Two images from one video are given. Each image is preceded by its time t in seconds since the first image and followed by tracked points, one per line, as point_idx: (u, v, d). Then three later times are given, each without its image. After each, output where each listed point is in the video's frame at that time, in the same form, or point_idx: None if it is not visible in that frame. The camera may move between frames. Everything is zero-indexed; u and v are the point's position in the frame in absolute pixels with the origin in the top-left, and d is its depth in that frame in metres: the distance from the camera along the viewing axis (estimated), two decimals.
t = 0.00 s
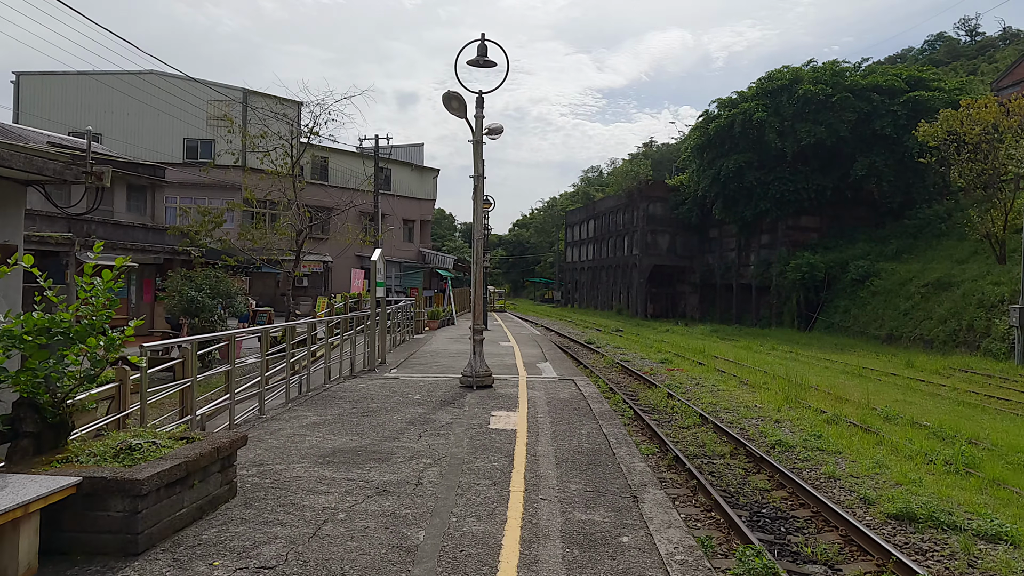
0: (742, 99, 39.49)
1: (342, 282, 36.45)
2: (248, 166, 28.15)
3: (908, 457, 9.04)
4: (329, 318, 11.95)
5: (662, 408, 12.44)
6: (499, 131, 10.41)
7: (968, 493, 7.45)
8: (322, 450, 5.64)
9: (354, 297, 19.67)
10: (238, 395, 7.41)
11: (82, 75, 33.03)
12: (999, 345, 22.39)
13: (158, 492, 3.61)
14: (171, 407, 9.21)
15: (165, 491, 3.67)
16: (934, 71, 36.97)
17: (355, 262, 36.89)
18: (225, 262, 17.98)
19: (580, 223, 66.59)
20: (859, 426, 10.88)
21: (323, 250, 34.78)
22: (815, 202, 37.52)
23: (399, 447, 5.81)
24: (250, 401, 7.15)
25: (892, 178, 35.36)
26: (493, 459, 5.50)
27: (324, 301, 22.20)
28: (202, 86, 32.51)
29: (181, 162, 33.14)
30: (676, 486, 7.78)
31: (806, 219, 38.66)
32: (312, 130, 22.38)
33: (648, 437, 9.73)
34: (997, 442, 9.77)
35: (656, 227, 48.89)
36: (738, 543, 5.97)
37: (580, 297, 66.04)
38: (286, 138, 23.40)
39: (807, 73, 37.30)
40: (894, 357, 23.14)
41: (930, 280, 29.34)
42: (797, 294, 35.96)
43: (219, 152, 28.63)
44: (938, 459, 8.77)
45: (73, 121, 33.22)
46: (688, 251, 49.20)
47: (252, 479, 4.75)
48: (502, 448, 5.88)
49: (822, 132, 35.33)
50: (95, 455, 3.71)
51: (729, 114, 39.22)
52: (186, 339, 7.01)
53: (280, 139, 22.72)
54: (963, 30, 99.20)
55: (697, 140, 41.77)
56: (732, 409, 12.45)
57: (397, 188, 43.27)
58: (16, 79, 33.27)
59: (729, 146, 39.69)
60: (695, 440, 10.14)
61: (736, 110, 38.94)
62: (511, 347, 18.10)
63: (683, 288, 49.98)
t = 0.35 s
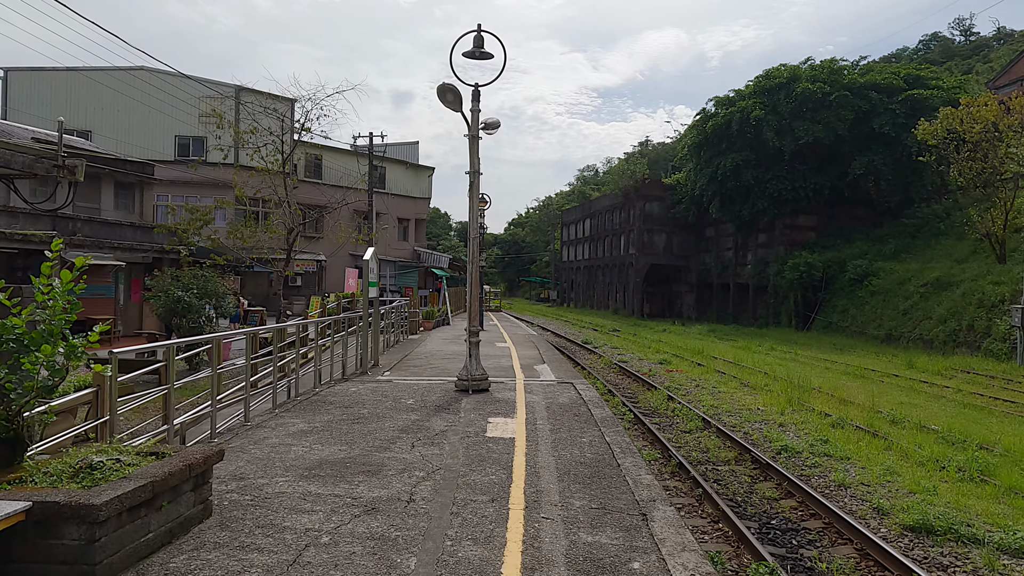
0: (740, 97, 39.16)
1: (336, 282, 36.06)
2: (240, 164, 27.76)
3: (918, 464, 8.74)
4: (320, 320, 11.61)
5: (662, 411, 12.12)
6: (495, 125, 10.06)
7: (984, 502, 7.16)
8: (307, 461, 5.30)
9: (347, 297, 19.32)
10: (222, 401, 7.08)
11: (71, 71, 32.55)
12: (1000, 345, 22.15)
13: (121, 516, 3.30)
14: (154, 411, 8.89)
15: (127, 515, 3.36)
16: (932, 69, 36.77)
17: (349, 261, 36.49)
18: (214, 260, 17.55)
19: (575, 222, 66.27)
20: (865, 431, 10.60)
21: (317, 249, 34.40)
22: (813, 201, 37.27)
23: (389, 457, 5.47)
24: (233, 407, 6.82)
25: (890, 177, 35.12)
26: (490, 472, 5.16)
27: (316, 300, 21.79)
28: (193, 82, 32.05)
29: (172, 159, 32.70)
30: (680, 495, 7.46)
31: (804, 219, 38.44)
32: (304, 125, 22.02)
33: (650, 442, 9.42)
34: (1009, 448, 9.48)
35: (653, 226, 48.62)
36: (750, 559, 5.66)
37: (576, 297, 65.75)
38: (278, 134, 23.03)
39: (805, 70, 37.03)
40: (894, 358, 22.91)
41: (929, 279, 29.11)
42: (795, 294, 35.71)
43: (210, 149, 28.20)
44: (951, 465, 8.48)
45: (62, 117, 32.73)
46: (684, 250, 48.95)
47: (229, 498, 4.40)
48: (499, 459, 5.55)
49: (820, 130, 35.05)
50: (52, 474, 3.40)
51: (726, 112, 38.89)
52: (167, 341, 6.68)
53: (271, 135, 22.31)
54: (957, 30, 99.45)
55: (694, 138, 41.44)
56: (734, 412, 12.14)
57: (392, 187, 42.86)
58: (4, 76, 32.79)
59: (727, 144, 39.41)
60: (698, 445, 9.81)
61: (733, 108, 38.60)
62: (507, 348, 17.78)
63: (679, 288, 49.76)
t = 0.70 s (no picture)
0: (735, 95, 38.88)
1: (327, 281, 35.64)
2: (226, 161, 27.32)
3: (924, 469, 8.44)
4: (308, 320, 11.27)
5: (659, 414, 11.80)
6: (487, 118, 9.70)
7: (997, 510, 6.85)
8: (282, 472, 4.94)
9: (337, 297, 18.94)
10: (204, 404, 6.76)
11: (57, 68, 32.05)
12: (997, 344, 21.93)
13: (59, 544, 2.94)
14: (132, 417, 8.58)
15: (69, 542, 3.00)
16: (927, 68, 36.63)
17: (340, 260, 36.07)
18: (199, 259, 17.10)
19: (569, 221, 65.96)
20: (867, 434, 10.30)
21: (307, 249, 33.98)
22: (808, 200, 37.06)
23: (370, 468, 5.11)
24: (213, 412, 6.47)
25: (885, 176, 34.94)
26: (478, 484, 4.82)
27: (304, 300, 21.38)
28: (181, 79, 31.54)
29: (160, 157, 32.21)
30: (679, 504, 7.13)
31: (798, 218, 38.25)
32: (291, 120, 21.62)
33: (647, 446, 9.09)
34: (1015, 451, 9.20)
35: (647, 225, 48.35)
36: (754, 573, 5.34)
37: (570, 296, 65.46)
38: (264, 129, 22.60)
39: (800, 69, 36.79)
40: (891, 358, 22.67)
41: (925, 279, 28.92)
42: (790, 294, 35.49)
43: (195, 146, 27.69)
44: (959, 471, 8.17)
45: (48, 115, 32.19)
46: (679, 249, 48.71)
47: (195, 516, 4.05)
48: (490, 469, 5.21)
49: (816, 129, 34.82)
50: None
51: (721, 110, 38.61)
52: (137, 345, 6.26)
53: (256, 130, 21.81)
54: (949, 31, 99.78)
55: (688, 137, 41.15)
56: (732, 415, 11.83)
57: (383, 185, 42.46)
58: None
59: (721, 143, 39.14)
60: (696, 449, 9.49)
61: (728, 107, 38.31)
62: (499, 348, 17.44)
63: (673, 287, 49.54)
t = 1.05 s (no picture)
0: (732, 94, 38.55)
1: (320, 281, 35.22)
2: (217, 158, 26.87)
3: (934, 476, 8.12)
4: (295, 320, 10.89)
5: (658, 417, 11.47)
6: (482, 112, 9.34)
7: (1016, 522, 6.52)
8: (258, 487, 4.59)
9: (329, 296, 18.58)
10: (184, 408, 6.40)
11: (47, 64, 31.63)
12: (998, 345, 21.67)
13: None
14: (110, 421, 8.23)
15: None
16: (925, 67, 36.40)
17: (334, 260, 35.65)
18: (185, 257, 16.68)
19: (565, 221, 65.66)
20: (873, 438, 9.99)
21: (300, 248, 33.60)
22: (806, 200, 36.80)
23: (354, 481, 4.76)
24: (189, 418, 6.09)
25: (883, 175, 34.68)
26: (469, 501, 4.49)
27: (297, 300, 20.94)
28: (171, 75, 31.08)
29: (150, 154, 31.78)
30: (681, 514, 6.78)
31: (796, 217, 38.00)
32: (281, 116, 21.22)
33: (646, 452, 8.75)
34: None
35: (643, 224, 48.04)
36: None
37: (566, 296, 65.19)
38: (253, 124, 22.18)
39: (798, 67, 36.50)
40: (891, 359, 22.37)
41: (923, 279, 28.68)
42: (787, 294, 35.23)
43: (185, 142, 27.24)
44: (972, 478, 7.85)
45: (37, 111, 31.74)
46: (675, 249, 48.44)
47: (157, 541, 3.69)
48: (482, 482, 4.87)
49: (814, 127, 34.52)
50: None
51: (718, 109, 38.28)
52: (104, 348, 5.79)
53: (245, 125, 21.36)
54: (945, 32, 99.80)
55: (685, 136, 40.82)
56: (733, 418, 11.51)
57: (378, 184, 42.09)
58: None
59: (718, 142, 38.83)
60: (698, 455, 9.17)
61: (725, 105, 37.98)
62: (494, 349, 17.11)
63: (670, 287, 49.31)
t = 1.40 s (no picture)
0: (730, 91, 38.22)
1: (314, 280, 34.79)
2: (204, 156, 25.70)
3: (947, 484, 7.80)
4: (285, 320, 10.48)
5: (657, 421, 11.12)
6: (476, 104, 8.99)
7: None
8: (231, 504, 4.23)
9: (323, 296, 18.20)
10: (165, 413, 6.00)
11: (34, 58, 31.05)
12: (1000, 345, 21.41)
13: None
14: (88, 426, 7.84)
15: None
16: (924, 65, 36.12)
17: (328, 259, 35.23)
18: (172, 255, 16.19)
19: (561, 219, 65.32)
20: (880, 443, 9.67)
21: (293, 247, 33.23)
22: (804, 198, 36.50)
23: (334, 498, 4.40)
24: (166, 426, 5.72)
25: (882, 174, 34.43)
26: (460, 521, 4.15)
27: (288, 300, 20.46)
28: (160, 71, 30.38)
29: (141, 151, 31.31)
30: (685, 526, 6.43)
31: (794, 216, 37.73)
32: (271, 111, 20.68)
33: (647, 459, 8.42)
34: None
35: (640, 223, 47.74)
36: None
37: (562, 295, 64.88)
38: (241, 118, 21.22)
39: (796, 65, 36.16)
40: (893, 359, 22.09)
41: (923, 278, 28.44)
42: (785, 293, 34.95)
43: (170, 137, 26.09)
44: (987, 487, 7.53)
45: (24, 107, 31.18)
46: (673, 248, 48.14)
47: (111, 569, 3.35)
48: (474, 499, 4.53)
49: (812, 125, 34.21)
50: None
51: (715, 107, 37.93)
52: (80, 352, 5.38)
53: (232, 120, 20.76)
54: (941, 31, 99.74)
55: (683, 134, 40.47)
56: (735, 422, 11.17)
57: (373, 181, 41.67)
58: None
59: (716, 140, 38.47)
60: (701, 461, 8.83)
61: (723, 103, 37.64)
62: (489, 350, 16.80)
63: (667, 286, 49.03)
